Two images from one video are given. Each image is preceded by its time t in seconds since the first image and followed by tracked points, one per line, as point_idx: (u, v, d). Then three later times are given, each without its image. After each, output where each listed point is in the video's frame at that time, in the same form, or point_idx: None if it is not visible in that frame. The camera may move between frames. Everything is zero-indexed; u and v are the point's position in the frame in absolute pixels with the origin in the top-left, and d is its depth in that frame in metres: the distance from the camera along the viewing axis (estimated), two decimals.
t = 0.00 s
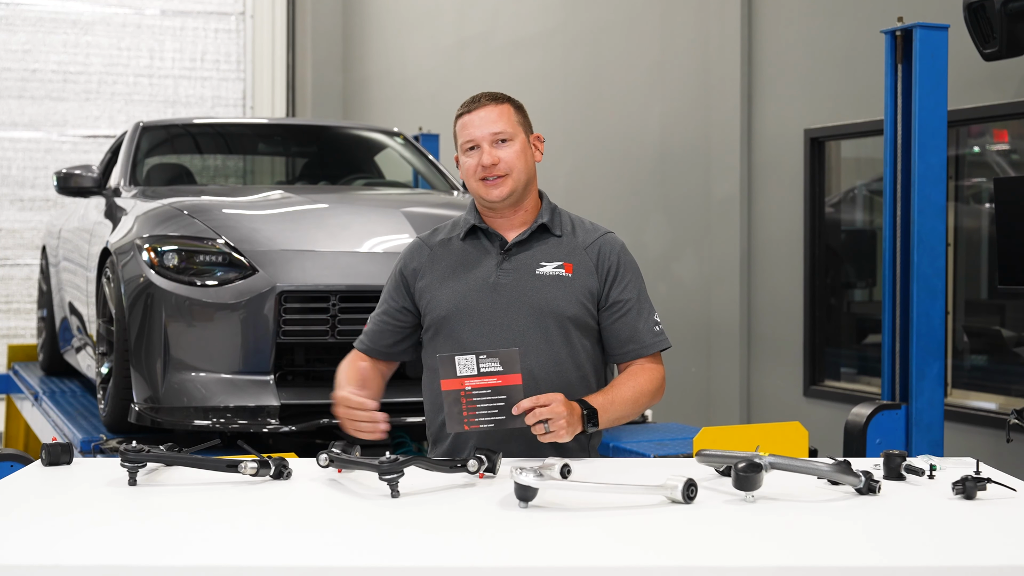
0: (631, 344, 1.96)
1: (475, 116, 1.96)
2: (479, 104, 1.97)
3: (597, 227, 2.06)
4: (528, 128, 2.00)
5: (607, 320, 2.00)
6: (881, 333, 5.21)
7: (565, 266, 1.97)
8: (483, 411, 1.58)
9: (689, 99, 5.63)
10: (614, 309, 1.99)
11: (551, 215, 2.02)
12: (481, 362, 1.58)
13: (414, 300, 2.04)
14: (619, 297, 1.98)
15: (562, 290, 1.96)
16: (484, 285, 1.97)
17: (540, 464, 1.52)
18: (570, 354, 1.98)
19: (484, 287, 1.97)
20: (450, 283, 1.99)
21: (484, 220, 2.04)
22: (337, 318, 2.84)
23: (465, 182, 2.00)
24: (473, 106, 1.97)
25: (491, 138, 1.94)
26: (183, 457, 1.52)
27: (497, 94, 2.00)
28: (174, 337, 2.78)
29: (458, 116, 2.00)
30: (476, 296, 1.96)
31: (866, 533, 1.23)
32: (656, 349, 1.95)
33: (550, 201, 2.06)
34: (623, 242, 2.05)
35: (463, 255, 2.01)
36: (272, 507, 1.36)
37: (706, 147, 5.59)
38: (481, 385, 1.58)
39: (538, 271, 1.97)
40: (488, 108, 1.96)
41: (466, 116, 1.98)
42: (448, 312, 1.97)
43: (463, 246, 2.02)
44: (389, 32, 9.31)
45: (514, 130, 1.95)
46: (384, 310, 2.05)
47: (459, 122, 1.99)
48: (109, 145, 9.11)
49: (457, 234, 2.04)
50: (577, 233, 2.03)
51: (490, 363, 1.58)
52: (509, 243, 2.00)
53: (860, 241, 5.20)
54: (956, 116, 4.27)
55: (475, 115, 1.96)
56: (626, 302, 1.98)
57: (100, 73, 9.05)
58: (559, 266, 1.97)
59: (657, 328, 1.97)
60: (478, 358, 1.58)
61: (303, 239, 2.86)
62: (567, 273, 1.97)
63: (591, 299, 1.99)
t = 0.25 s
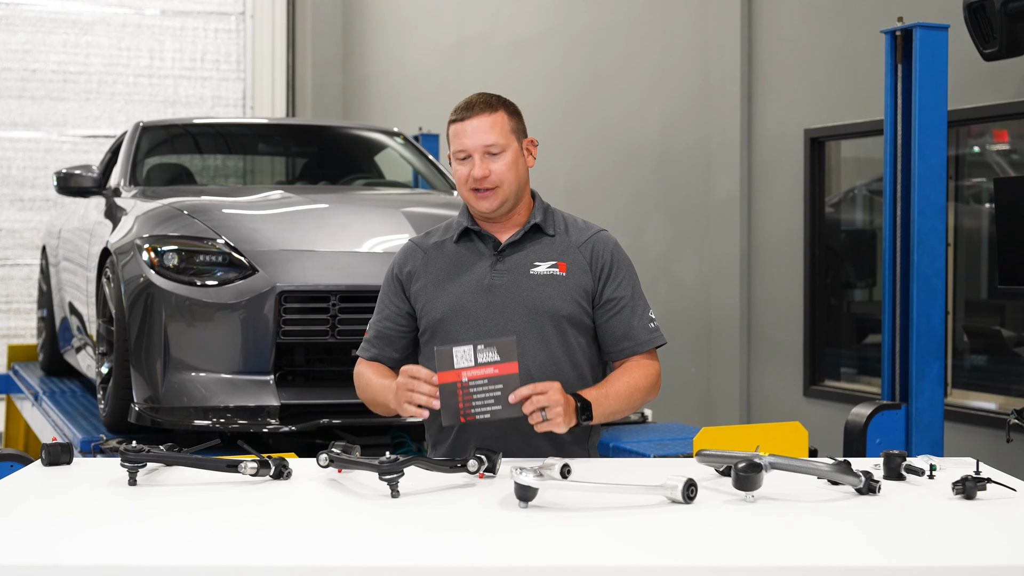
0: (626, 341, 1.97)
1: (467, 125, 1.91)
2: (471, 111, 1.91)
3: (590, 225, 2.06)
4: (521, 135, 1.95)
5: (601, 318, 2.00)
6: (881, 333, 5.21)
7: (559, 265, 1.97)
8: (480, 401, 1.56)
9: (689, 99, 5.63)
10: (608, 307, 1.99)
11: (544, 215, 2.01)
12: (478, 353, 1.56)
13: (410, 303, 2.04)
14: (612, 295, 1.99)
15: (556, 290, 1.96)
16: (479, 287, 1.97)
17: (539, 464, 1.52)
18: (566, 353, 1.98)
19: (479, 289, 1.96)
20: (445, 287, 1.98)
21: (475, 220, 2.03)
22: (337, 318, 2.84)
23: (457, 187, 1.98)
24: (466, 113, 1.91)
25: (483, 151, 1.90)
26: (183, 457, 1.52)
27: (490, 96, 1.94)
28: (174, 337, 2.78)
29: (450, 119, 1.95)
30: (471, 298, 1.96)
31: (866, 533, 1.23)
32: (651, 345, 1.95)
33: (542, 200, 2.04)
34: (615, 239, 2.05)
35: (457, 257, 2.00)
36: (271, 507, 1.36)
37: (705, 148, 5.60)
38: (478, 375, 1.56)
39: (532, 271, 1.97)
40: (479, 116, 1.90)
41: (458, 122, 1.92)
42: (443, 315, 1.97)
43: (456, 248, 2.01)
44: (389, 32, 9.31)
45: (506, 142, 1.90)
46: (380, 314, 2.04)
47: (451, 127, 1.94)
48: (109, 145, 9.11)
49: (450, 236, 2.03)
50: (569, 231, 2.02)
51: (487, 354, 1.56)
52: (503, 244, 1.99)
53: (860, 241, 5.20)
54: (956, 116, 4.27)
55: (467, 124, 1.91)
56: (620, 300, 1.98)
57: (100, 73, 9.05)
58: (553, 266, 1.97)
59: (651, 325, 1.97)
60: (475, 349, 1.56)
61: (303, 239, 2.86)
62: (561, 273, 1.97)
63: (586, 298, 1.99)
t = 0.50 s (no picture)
0: (625, 343, 1.97)
1: (476, 131, 1.90)
2: (481, 118, 1.90)
3: (590, 227, 2.06)
4: (529, 144, 1.95)
5: (600, 319, 2.00)
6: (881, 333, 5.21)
7: (559, 266, 1.97)
8: (477, 367, 1.59)
9: (689, 100, 5.63)
10: (607, 308, 1.99)
11: (545, 216, 2.01)
12: (479, 318, 1.59)
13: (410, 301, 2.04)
14: (612, 297, 1.99)
15: (556, 291, 1.96)
16: (479, 287, 1.97)
17: (539, 464, 1.52)
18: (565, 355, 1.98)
19: (479, 289, 1.96)
20: (445, 286, 1.98)
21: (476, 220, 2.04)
22: (337, 318, 2.84)
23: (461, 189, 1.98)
24: (476, 119, 1.91)
25: (490, 159, 1.90)
26: (183, 457, 1.52)
27: (502, 104, 1.93)
28: (174, 338, 2.78)
29: (459, 122, 1.94)
30: (471, 297, 1.96)
31: (867, 533, 1.23)
32: (650, 348, 1.95)
33: (544, 200, 2.05)
34: (616, 242, 2.05)
35: (457, 256, 2.00)
36: (271, 507, 1.36)
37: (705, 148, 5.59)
38: (477, 341, 1.59)
39: (532, 271, 1.97)
40: (490, 124, 1.90)
41: (467, 126, 1.92)
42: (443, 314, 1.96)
43: (457, 248, 2.01)
44: (389, 32, 9.31)
45: (514, 152, 1.90)
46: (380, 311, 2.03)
47: (459, 130, 1.93)
48: (109, 145, 9.11)
49: (451, 235, 2.03)
50: (570, 232, 2.03)
51: (487, 320, 1.59)
52: (503, 244, 1.99)
53: (861, 241, 5.20)
54: (956, 116, 4.27)
55: (477, 130, 1.90)
56: (619, 302, 1.98)
57: (100, 73, 9.05)
58: (553, 266, 1.97)
59: (650, 327, 1.97)
60: (475, 313, 1.59)
61: (303, 239, 2.86)
62: (561, 273, 1.97)
63: (585, 299, 1.99)
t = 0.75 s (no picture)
0: (625, 349, 1.97)
1: (489, 130, 1.89)
2: (495, 117, 1.89)
3: (595, 231, 2.06)
4: (540, 145, 1.95)
5: (602, 323, 2.00)
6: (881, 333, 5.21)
7: (562, 269, 1.97)
8: (479, 365, 1.61)
9: (689, 100, 5.63)
10: (609, 313, 1.99)
11: (550, 218, 2.01)
12: (481, 317, 1.60)
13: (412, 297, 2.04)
14: (614, 302, 1.99)
15: (558, 294, 1.96)
16: (481, 286, 1.97)
17: (539, 464, 1.52)
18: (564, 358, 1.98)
19: (481, 289, 1.96)
20: (448, 284, 1.98)
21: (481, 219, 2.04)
22: (337, 318, 2.84)
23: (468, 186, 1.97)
24: (489, 118, 1.90)
25: (501, 159, 1.89)
26: (183, 457, 1.52)
27: (516, 104, 1.92)
28: (174, 338, 2.78)
29: (472, 120, 1.93)
30: (473, 297, 1.96)
31: (867, 533, 1.23)
32: (651, 354, 1.95)
33: (549, 202, 2.05)
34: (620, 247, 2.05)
35: (461, 254, 2.00)
36: (271, 507, 1.36)
37: (705, 148, 5.59)
38: (479, 339, 1.60)
39: (535, 273, 1.97)
40: (503, 124, 1.89)
41: (480, 125, 1.91)
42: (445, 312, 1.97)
43: (461, 246, 2.01)
44: (389, 32, 9.31)
45: (526, 153, 1.90)
46: (382, 306, 2.03)
47: (471, 128, 1.92)
48: (109, 145, 9.11)
49: (456, 234, 2.03)
50: (574, 236, 2.03)
51: (490, 318, 1.60)
52: (508, 245, 1.99)
53: (861, 241, 5.20)
54: (956, 116, 4.27)
55: (489, 129, 1.90)
56: (621, 307, 1.98)
57: (100, 73, 9.05)
58: (556, 269, 1.97)
59: (651, 334, 1.97)
60: (478, 313, 1.60)
61: (303, 239, 2.86)
62: (564, 276, 1.97)
63: (587, 303, 1.99)
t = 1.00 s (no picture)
0: (626, 351, 1.97)
1: (498, 128, 1.89)
2: (503, 115, 1.90)
3: (598, 233, 2.06)
4: (547, 145, 1.95)
5: (604, 326, 2.00)
6: (881, 333, 5.21)
7: (565, 270, 1.97)
8: (480, 369, 1.60)
9: (689, 100, 5.63)
10: (611, 315, 1.99)
11: (554, 219, 2.01)
12: (483, 319, 1.60)
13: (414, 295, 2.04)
14: (616, 304, 1.99)
15: (560, 295, 1.96)
16: (483, 286, 1.97)
17: (539, 464, 1.52)
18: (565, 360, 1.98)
19: (483, 288, 1.97)
20: (450, 283, 1.98)
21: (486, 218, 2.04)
22: (337, 318, 2.84)
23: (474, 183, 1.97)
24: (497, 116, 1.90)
25: (508, 157, 1.89)
26: (183, 457, 1.52)
27: (524, 103, 1.92)
28: (174, 338, 2.78)
29: (480, 118, 1.93)
30: (475, 296, 1.96)
31: (866, 533, 1.23)
32: (652, 358, 1.95)
33: (555, 203, 2.05)
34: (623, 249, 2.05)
35: (464, 254, 2.00)
36: (271, 507, 1.36)
37: (706, 148, 5.59)
38: (480, 342, 1.60)
39: (538, 274, 1.97)
40: (512, 122, 1.90)
41: (489, 123, 1.91)
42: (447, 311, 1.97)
43: (465, 246, 2.01)
44: (389, 32, 9.31)
45: (534, 152, 1.90)
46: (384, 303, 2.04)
47: (480, 126, 1.92)
48: (109, 145, 9.11)
49: (460, 233, 2.03)
50: (577, 238, 2.03)
51: (492, 321, 1.60)
52: (511, 245, 1.99)
53: (861, 241, 5.20)
54: (956, 116, 4.27)
55: (497, 127, 1.90)
56: (623, 309, 1.98)
57: (100, 73, 9.05)
58: (559, 270, 1.97)
59: (652, 337, 1.97)
60: (480, 315, 1.60)
61: (303, 239, 2.86)
62: (566, 278, 1.97)
63: (589, 304, 1.99)
